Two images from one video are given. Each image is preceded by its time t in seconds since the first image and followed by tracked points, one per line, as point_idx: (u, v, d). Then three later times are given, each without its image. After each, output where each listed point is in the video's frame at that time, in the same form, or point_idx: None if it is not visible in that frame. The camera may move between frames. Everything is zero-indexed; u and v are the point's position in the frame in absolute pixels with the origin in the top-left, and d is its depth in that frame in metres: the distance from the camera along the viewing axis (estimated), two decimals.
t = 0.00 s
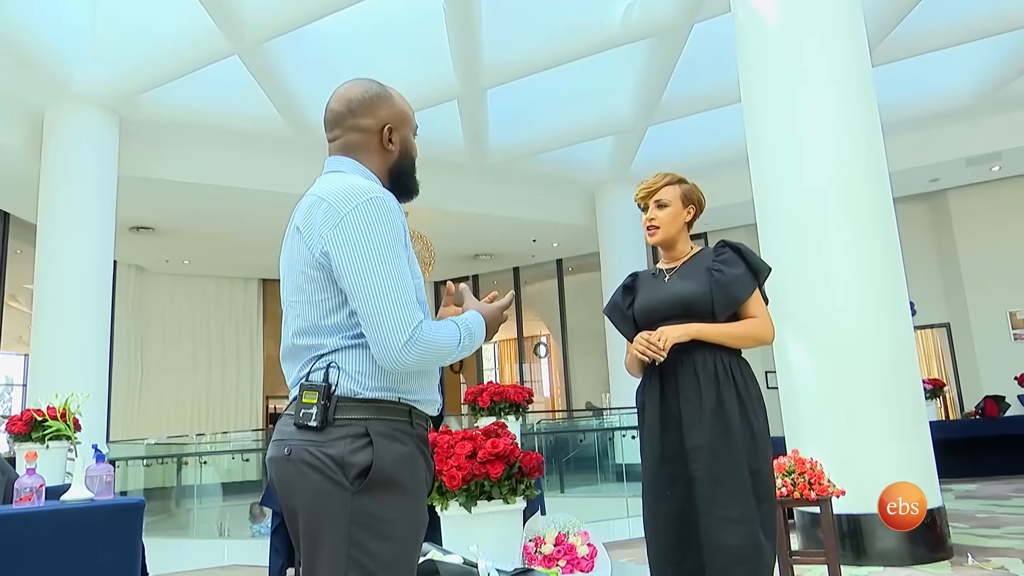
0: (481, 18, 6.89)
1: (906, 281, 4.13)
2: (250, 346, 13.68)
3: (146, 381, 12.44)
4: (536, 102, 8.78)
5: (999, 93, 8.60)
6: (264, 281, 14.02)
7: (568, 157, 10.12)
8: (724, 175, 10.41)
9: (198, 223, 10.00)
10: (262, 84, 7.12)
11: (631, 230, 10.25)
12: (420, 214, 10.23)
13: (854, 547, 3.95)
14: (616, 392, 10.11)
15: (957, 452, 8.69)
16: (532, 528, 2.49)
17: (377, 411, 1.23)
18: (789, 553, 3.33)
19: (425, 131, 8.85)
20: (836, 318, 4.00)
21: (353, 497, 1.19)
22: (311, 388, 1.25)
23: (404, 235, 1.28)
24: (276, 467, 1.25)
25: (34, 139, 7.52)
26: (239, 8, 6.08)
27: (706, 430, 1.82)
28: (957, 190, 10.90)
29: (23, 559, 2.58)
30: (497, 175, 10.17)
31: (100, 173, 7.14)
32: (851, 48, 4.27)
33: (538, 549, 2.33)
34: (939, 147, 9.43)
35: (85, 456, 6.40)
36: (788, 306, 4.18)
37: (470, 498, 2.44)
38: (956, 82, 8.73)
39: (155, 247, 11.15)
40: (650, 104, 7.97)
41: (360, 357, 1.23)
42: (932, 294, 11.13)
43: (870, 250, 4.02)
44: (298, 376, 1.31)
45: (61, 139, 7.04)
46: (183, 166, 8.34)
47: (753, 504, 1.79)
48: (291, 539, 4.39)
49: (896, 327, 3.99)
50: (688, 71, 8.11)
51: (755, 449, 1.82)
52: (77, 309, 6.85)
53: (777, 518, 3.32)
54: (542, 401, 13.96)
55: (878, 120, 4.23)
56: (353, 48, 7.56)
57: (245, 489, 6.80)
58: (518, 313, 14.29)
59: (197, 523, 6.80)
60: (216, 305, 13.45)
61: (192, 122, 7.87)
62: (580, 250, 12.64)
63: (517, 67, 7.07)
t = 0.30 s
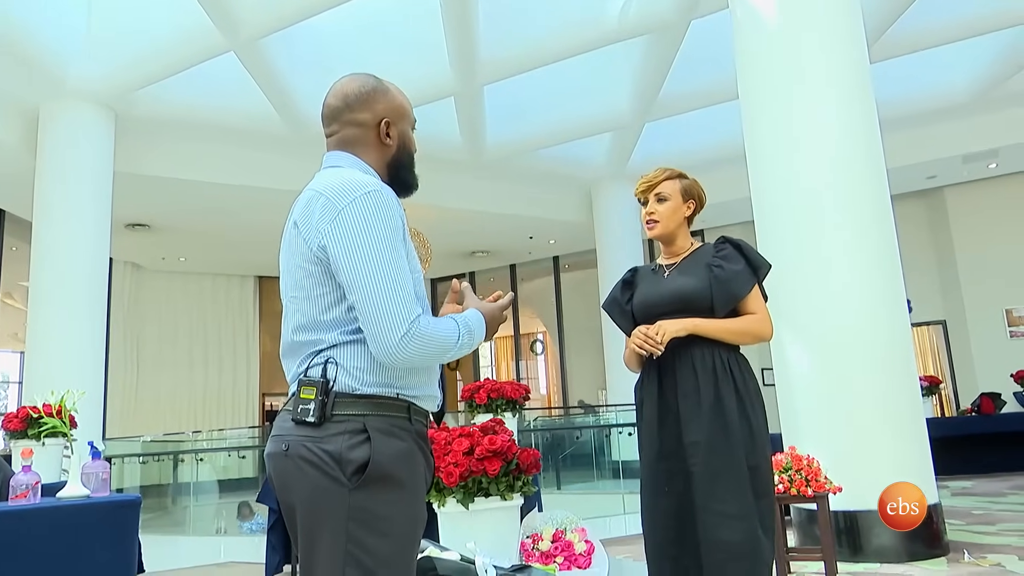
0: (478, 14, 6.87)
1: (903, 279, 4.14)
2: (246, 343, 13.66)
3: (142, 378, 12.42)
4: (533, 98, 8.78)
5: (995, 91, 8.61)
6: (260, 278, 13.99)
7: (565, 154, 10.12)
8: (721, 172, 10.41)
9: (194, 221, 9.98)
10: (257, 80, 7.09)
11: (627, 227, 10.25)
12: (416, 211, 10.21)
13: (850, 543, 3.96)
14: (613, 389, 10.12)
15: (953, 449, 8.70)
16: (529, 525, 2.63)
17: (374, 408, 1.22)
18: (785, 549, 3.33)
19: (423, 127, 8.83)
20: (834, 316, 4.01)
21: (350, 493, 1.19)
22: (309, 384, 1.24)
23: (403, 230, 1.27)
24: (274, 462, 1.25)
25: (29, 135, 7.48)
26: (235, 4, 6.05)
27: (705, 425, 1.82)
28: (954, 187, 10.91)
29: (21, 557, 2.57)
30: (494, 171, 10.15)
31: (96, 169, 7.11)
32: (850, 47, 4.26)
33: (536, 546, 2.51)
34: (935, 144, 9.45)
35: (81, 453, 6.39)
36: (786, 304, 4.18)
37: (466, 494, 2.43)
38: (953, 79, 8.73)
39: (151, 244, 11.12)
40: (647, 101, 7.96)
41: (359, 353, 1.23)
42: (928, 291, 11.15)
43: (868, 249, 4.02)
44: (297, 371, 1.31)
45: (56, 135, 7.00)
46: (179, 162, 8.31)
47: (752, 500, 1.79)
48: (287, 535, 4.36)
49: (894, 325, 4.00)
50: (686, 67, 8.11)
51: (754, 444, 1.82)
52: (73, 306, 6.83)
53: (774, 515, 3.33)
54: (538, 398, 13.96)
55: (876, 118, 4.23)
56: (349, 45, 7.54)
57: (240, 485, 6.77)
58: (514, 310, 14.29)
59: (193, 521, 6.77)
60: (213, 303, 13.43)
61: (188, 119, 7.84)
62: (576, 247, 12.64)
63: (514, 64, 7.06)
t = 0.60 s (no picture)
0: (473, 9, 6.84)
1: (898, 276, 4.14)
2: (240, 339, 13.60)
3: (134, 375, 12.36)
4: (527, 94, 8.76)
5: (988, 88, 8.63)
6: (254, 274, 13.94)
7: (560, 150, 10.10)
8: (716, 169, 10.41)
9: (187, 217, 9.92)
10: (251, 75, 7.04)
11: (622, 224, 10.24)
12: (411, 207, 10.18)
13: (844, 539, 3.97)
14: (607, 385, 10.12)
15: (946, 445, 8.74)
16: (526, 521, 2.67)
17: (371, 402, 1.21)
18: (780, 545, 3.34)
19: (418, 123, 8.80)
20: (828, 312, 4.01)
21: (346, 489, 1.17)
22: (304, 379, 1.23)
23: (389, 221, 1.25)
24: (270, 457, 1.24)
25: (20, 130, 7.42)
26: None
27: (701, 420, 1.81)
28: (948, 184, 10.94)
29: (10, 555, 2.55)
30: (489, 167, 10.12)
31: (88, 165, 7.07)
32: (844, 44, 4.26)
33: (531, 542, 2.53)
34: (930, 141, 9.47)
35: (73, 450, 6.36)
36: (781, 300, 4.18)
37: (461, 490, 2.43)
38: (947, 75, 8.75)
39: (143, 240, 11.06)
40: (642, 97, 7.94)
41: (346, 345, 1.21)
42: (921, 288, 11.19)
43: (862, 246, 4.03)
44: (292, 367, 1.30)
45: (48, 131, 6.95)
46: (171, 158, 8.26)
47: (747, 495, 1.78)
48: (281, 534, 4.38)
49: (887, 322, 4.01)
50: (681, 63, 8.09)
51: (750, 440, 1.81)
52: (65, 302, 6.78)
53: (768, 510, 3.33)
54: (533, 394, 13.96)
55: (870, 115, 4.22)
56: (344, 40, 7.51)
57: (234, 483, 6.77)
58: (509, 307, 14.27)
59: (187, 518, 6.73)
60: (206, 299, 13.37)
61: (181, 114, 7.79)
62: (571, 243, 12.63)
63: (509, 59, 7.03)
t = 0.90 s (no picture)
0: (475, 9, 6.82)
1: (901, 279, 4.11)
2: (239, 338, 13.58)
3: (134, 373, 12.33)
4: (528, 93, 8.73)
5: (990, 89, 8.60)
6: (254, 273, 13.92)
7: (561, 150, 10.08)
8: (718, 169, 10.39)
9: (187, 215, 9.91)
10: (250, 73, 7.02)
11: (623, 224, 10.22)
12: (411, 206, 10.16)
13: (846, 541, 3.94)
14: (608, 386, 10.10)
15: (948, 447, 8.71)
16: (526, 523, 2.64)
17: (369, 403, 1.19)
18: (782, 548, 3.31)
19: (419, 123, 8.78)
20: (830, 314, 3.99)
21: (343, 489, 1.15)
22: (303, 379, 1.22)
23: (381, 218, 1.22)
24: (270, 458, 1.23)
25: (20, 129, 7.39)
26: None
27: (704, 421, 1.79)
28: (949, 185, 10.91)
29: (11, 555, 2.53)
30: (490, 167, 10.09)
31: (88, 163, 7.05)
32: (847, 46, 4.23)
33: (533, 544, 2.50)
34: (932, 142, 9.44)
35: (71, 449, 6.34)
36: (783, 302, 4.16)
37: (462, 491, 2.40)
38: (949, 76, 8.72)
39: (144, 239, 11.04)
40: (643, 97, 7.92)
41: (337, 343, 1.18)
42: (923, 289, 11.16)
43: (864, 248, 4.00)
44: (292, 367, 1.28)
45: (48, 129, 6.92)
46: (172, 156, 8.24)
47: (752, 497, 1.76)
48: (280, 533, 4.32)
49: (890, 325, 3.98)
50: (683, 63, 8.07)
51: (754, 441, 1.80)
52: (65, 300, 6.76)
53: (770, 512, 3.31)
54: (533, 394, 13.94)
55: (873, 117, 4.20)
56: (345, 39, 7.48)
57: (233, 482, 6.74)
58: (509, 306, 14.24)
59: (186, 517, 6.72)
60: (205, 297, 13.34)
61: (181, 112, 7.77)
62: (572, 243, 12.61)
63: (510, 59, 7.01)
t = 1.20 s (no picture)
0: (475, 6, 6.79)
1: (902, 278, 4.09)
2: (238, 335, 13.56)
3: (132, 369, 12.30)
4: (529, 91, 8.70)
5: (990, 88, 8.59)
6: (252, 270, 13.89)
7: (561, 148, 10.06)
8: (718, 168, 10.37)
9: (185, 212, 9.87)
10: (249, 69, 6.99)
11: (623, 222, 10.19)
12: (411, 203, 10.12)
13: (846, 541, 3.93)
14: (607, 385, 10.07)
15: (946, 447, 8.71)
16: (526, 522, 2.63)
17: (364, 400, 1.16)
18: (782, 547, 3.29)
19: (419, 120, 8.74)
20: (830, 314, 3.97)
21: (337, 487, 1.13)
22: (297, 375, 1.20)
23: (380, 213, 1.20)
24: (266, 455, 1.21)
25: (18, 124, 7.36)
26: None
27: (708, 420, 1.77)
28: (949, 184, 10.90)
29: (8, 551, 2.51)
30: (490, 165, 10.07)
31: (87, 159, 7.02)
32: (848, 44, 4.21)
33: (532, 543, 2.49)
34: (933, 141, 9.42)
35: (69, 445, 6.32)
36: (783, 302, 4.14)
37: (461, 490, 2.38)
38: (949, 75, 8.71)
39: (142, 235, 11.01)
40: (643, 96, 7.90)
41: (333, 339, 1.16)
42: (922, 288, 11.15)
43: (864, 247, 3.98)
44: (289, 362, 1.26)
45: (47, 125, 6.89)
46: (170, 152, 8.21)
47: (754, 497, 1.74)
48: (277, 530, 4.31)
49: (890, 324, 3.96)
50: (683, 61, 8.04)
51: (757, 440, 1.78)
52: (63, 296, 6.73)
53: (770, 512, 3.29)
54: (531, 392, 13.91)
55: (875, 116, 4.18)
56: (345, 35, 7.46)
57: (231, 479, 6.71)
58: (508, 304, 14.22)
59: (184, 514, 6.69)
60: (203, 294, 13.31)
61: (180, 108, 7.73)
62: (571, 241, 12.58)
63: (510, 56, 6.98)
